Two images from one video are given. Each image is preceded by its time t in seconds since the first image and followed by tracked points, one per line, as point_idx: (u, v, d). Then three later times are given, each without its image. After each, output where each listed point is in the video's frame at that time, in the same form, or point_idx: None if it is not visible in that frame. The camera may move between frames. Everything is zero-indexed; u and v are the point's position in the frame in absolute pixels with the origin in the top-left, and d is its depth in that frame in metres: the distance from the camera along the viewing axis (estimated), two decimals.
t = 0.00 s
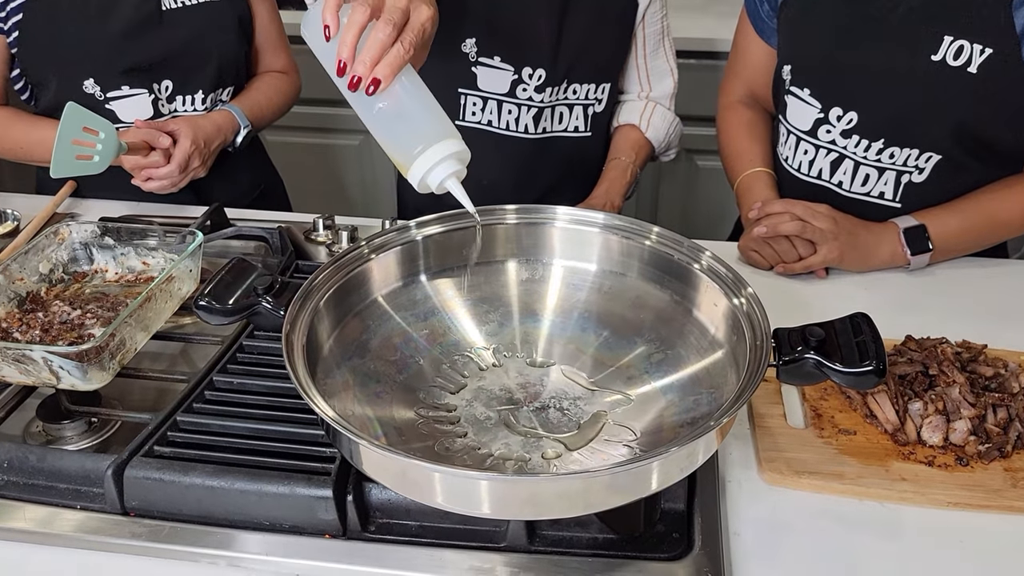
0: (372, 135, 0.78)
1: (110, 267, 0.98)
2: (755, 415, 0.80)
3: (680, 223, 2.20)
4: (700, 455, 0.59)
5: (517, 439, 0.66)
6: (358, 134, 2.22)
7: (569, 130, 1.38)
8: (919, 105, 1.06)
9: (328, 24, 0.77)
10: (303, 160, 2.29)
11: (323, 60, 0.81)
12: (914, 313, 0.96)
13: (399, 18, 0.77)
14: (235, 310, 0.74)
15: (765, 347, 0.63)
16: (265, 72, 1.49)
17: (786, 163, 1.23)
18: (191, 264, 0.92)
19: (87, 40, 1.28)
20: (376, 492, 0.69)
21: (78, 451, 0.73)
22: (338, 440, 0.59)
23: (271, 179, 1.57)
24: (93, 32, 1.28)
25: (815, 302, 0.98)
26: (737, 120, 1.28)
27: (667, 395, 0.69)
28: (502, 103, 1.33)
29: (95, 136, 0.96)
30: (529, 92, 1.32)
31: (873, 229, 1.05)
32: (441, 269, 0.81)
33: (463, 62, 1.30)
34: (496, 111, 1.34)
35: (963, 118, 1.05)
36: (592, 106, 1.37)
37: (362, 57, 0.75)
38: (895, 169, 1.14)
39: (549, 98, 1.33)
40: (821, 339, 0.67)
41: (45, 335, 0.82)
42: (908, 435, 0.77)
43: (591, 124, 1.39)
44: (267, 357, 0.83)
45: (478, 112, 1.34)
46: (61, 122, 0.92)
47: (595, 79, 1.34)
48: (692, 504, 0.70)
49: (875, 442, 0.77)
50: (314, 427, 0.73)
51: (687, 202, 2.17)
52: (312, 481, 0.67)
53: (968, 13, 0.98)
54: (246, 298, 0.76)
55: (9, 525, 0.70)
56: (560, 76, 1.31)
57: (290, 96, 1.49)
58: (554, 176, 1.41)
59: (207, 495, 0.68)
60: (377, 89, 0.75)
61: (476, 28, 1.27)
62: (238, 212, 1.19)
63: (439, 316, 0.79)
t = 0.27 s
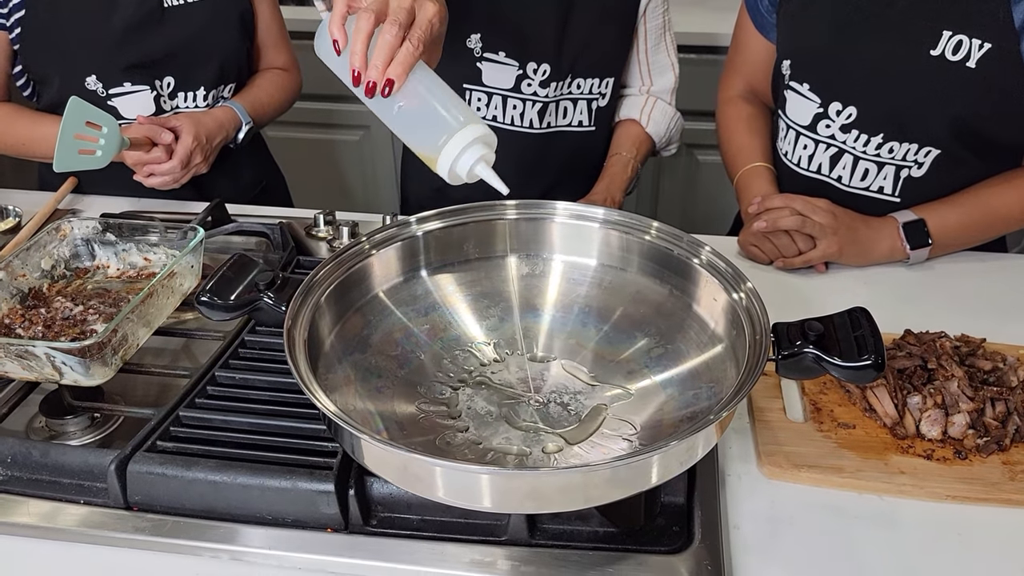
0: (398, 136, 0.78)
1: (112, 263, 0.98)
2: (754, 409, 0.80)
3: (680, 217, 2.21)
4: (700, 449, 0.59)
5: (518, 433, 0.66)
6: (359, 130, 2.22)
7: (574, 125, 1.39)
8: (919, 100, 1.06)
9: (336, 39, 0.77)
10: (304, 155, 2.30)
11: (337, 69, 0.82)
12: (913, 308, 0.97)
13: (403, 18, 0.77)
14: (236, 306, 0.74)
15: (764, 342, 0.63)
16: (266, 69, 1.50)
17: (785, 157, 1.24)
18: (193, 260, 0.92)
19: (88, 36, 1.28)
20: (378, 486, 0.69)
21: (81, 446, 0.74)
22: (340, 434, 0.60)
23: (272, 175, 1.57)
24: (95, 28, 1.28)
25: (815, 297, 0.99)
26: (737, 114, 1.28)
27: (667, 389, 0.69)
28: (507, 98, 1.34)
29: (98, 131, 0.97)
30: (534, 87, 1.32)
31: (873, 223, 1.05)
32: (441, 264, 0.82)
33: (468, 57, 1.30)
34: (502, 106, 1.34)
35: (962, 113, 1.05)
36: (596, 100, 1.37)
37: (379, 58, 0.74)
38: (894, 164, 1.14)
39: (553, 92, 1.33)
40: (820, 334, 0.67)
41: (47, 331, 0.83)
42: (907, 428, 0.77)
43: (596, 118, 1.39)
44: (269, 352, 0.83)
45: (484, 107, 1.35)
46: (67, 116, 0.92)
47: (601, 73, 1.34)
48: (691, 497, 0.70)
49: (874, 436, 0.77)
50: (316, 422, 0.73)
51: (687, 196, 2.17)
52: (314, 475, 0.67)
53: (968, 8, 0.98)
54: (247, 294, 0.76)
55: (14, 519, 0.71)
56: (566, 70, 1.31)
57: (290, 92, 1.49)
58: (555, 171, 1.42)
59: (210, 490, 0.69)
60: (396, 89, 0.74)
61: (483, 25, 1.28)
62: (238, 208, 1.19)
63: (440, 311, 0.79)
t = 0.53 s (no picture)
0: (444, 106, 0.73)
1: (110, 261, 0.98)
2: (752, 406, 0.80)
3: (679, 214, 2.21)
4: (697, 446, 0.60)
5: (515, 430, 0.66)
6: (357, 127, 2.21)
7: (572, 120, 1.38)
8: (916, 96, 1.06)
9: (359, 98, 0.75)
10: (303, 152, 2.29)
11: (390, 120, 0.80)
12: (911, 304, 0.97)
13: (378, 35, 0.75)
14: (234, 305, 0.74)
15: (761, 339, 0.63)
16: (265, 67, 1.49)
17: (783, 153, 1.24)
18: (190, 258, 0.92)
19: (86, 34, 1.28)
20: (376, 484, 0.69)
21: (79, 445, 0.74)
22: (337, 432, 0.60)
23: (270, 172, 1.57)
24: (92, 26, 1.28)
25: (813, 293, 0.99)
26: (734, 110, 1.28)
27: (665, 385, 0.70)
28: (505, 93, 1.33)
29: (95, 128, 0.97)
30: (530, 82, 1.32)
31: (871, 219, 1.05)
32: (439, 261, 0.82)
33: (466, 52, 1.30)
34: (498, 102, 1.34)
35: (960, 110, 1.05)
36: (594, 95, 1.37)
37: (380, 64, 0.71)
38: (892, 160, 1.14)
39: (550, 87, 1.33)
40: (817, 330, 0.67)
41: (45, 329, 0.83)
42: (904, 425, 0.77)
43: (594, 113, 1.39)
44: (267, 350, 0.83)
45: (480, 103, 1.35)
46: (64, 113, 0.92)
47: (599, 68, 1.34)
48: (689, 494, 0.70)
49: (871, 432, 0.77)
50: (314, 420, 0.73)
51: (685, 193, 2.17)
52: (311, 473, 0.67)
53: (965, 4, 0.97)
54: (245, 292, 0.76)
55: (13, 517, 0.71)
56: (563, 64, 1.31)
57: (288, 90, 1.48)
58: (553, 167, 1.42)
59: (208, 488, 0.69)
60: (405, 80, 0.70)
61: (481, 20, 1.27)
62: (236, 206, 1.19)
63: (437, 308, 0.79)
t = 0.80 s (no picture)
0: None
1: (106, 260, 0.98)
2: (748, 403, 0.80)
3: (676, 212, 2.21)
4: (693, 444, 0.60)
5: (512, 428, 0.66)
6: (355, 125, 2.21)
7: (568, 114, 1.39)
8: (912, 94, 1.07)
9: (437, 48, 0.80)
10: (300, 150, 2.29)
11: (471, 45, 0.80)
12: (907, 302, 0.97)
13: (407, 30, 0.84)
14: (230, 304, 0.74)
15: (757, 337, 0.63)
16: (261, 66, 1.49)
17: (779, 152, 1.24)
18: (187, 257, 0.92)
19: (82, 33, 1.28)
20: (373, 482, 0.69)
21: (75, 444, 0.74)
22: (333, 432, 0.60)
23: (266, 171, 1.57)
24: (88, 25, 1.27)
25: (810, 290, 0.99)
26: (731, 109, 1.28)
27: (661, 384, 0.70)
28: (499, 85, 1.36)
29: (92, 126, 0.97)
30: (523, 75, 1.35)
31: (867, 218, 1.05)
32: (435, 260, 0.82)
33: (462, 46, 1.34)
34: (494, 93, 1.37)
35: (955, 109, 1.05)
36: (591, 90, 1.37)
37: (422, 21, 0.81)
38: (887, 157, 1.14)
39: (543, 81, 1.35)
40: (812, 328, 0.67)
41: (41, 328, 0.83)
42: (900, 422, 0.77)
43: (591, 109, 1.39)
44: (263, 349, 0.83)
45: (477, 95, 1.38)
46: (61, 111, 0.92)
47: (594, 63, 1.35)
48: (686, 492, 0.70)
49: (867, 430, 0.77)
50: (311, 418, 0.73)
51: (683, 191, 2.17)
52: (308, 472, 0.68)
53: (960, 3, 0.98)
54: (241, 291, 0.76)
55: (11, 515, 0.71)
56: (556, 58, 1.34)
57: (284, 88, 1.48)
58: (553, 163, 1.42)
59: (204, 486, 0.69)
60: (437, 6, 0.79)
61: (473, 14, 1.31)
62: (233, 204, 1.19)
63: (434, 307, 0.79)
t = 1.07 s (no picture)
0: None
1: (106, 259, 0.98)
2: (746, 402, 0.81)
3: (675, 210, 2.21)
4: (691, 442, 0.60)
5: (511, 426, 0.67)
6: (354, 123, 2.21)
7: (567, 113, 1.40)
8: (909, 95, 1.07)
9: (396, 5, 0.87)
10: (299, 149, 2.29)
11: None
12: (904, 301, 0.97)
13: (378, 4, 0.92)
14: (231, 302, 0.75)
15: (754, 336, 0.63)
16: (260, 64, 1.49)
17: (777, 151, 1.25)
18: (187, 256, 0.93)
19: (82, 32, 1.28)
20: (373, 480, 0.70)
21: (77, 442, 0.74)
22: (334, 430, 0.60)
23: (266, 170, 1.57)
24: (88, 24, 1.27)
25: (807, 289, 0.99)
26: (729, 108, 1.29)
27: (660, 382, 0.70)
28: (499, 83, 1.39)
29: (96, 122, 0.96)
30: (522, 73, 1.37)
31: (865, 217, 1.06)
32: (435, 259, 0.82)
33: (462, 42, 1.37)
34: (493, 91, 1.39)
35: (951, 109, 1.06)
36: (590, 89, 1.38)
37: None
38: (883, 156, 1.15)
39: (541, 78, 1.37)
40: (810, 327, 0.68)
41: (42, 327, 0.83)
42: (897, 420, 0.78)
43: (590, 107, 1.40)
44: (264, 347, 0.84)
45: (478, 91, 1.40)
46: (64, 102, 0.92)
47: (593, 62, 1.35)
48: (684, 489, 0.71)
49: (864, 428, 0.78)
50: (311, 417, 0.74)
51: (681, 190, 2.17)
52: (308, 470, 0.68)
53: (957, 5, 0.98)
54: (241, 290, 0.76)
55: (13, 512, 0.71)
56: (555, 56, 1.35)
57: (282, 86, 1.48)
58: (553, 159, 1.44)
59: (205, 484, 0.69)
60: None
61: (473, 11, 1.35)
62: (233, 203, 1.19)
63: (434, 305, 0.80)
